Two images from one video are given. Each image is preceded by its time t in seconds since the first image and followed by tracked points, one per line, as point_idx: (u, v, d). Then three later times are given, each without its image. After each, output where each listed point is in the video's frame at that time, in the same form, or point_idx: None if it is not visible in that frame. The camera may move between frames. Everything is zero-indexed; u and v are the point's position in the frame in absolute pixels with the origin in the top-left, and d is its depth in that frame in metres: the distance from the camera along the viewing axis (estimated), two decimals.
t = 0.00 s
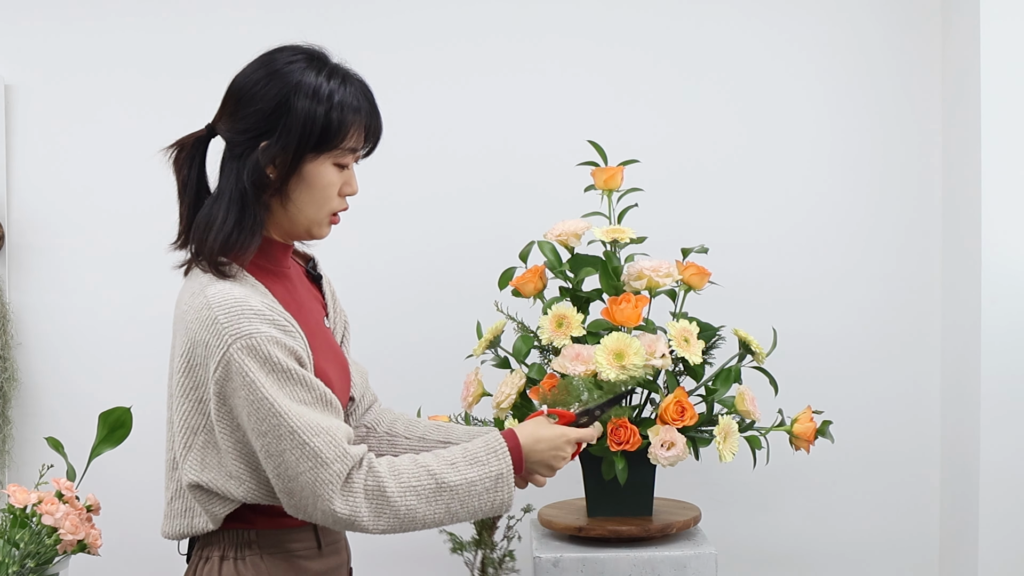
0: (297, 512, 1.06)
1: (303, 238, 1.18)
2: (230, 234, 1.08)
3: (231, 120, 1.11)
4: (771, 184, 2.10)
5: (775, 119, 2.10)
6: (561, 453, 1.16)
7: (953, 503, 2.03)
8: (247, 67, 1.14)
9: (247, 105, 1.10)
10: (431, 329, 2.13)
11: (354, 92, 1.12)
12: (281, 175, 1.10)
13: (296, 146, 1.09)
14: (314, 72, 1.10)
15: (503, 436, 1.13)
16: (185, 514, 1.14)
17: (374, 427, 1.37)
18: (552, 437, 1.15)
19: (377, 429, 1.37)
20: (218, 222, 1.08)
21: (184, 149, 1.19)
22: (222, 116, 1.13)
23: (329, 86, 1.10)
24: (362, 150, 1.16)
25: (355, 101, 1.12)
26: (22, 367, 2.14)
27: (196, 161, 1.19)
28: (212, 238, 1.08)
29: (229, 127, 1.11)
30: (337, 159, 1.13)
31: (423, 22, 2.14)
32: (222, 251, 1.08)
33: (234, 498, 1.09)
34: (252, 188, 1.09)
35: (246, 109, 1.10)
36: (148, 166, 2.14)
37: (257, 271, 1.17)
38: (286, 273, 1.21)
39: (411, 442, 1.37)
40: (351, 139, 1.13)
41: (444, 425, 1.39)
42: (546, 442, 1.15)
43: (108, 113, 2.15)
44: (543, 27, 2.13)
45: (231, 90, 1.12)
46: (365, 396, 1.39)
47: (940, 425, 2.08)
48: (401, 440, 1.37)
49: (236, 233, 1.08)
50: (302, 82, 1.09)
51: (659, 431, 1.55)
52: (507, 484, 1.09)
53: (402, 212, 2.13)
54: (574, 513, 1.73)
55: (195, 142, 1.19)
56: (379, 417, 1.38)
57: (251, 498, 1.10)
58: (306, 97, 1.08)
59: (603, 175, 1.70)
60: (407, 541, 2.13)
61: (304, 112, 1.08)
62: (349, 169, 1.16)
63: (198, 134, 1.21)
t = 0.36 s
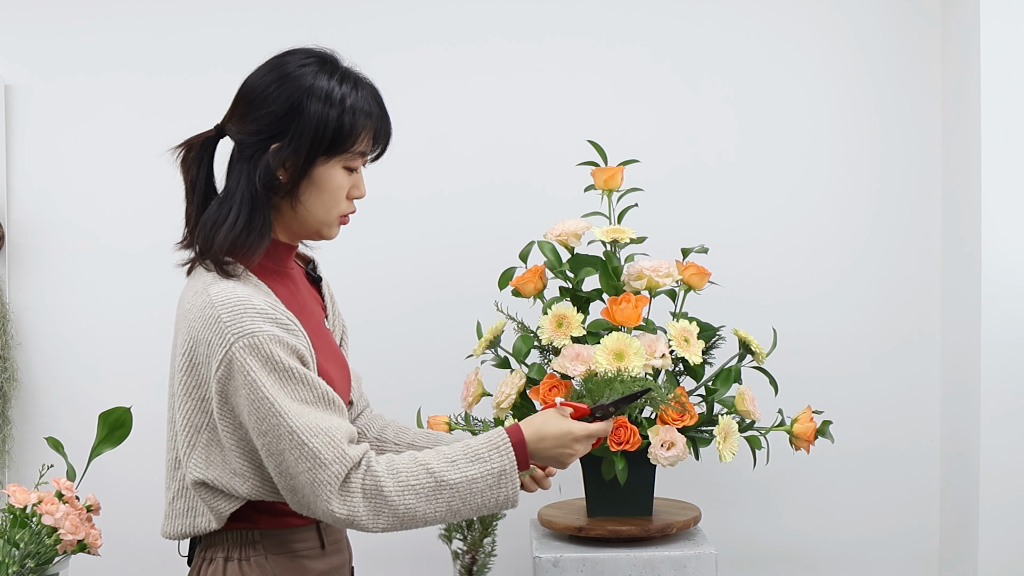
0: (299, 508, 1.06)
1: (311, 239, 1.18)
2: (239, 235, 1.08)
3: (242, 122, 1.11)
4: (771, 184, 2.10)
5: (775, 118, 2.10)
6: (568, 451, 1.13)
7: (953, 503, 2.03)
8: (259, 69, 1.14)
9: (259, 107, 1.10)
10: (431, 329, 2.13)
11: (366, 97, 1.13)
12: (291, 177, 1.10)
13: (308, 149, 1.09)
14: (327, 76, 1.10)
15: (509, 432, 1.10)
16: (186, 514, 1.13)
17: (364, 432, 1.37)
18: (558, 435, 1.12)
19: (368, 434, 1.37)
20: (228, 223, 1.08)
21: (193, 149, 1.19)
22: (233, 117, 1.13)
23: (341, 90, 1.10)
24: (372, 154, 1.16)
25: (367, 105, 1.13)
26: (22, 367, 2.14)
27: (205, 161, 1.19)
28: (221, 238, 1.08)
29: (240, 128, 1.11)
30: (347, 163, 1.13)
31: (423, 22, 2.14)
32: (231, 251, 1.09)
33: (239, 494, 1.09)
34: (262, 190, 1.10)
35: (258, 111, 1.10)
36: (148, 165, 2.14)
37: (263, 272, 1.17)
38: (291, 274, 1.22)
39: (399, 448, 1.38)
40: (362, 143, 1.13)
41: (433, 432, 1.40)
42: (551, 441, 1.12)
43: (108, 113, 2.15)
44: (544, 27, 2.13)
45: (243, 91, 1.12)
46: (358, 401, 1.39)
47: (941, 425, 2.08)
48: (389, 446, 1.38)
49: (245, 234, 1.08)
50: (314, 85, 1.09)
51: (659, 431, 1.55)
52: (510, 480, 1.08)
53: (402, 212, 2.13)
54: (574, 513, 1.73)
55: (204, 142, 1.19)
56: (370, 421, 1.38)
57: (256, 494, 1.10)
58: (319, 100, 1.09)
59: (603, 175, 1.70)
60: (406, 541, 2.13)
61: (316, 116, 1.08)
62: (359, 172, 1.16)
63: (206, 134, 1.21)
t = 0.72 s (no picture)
0: (295, 507, 1.07)
1: (315, 237, 1.19)
2: (242, 234, 1.09)
3: (243, 122, 1.11)
4: (770, 184, 2.10)
5: (775, 118, 2.10)
6: (555, 439, 1.11)
7: (953, 503, 2.03)
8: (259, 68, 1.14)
9: (260, 107, 1.09)
10: (431, 329, 2.13)
11: (366, 94, 1.12)
12: (293, 176, 1.11)
13: (309, 148, 1.09)
14: (327, 74, 1.10)
15: (495, 428, 1.09)
16: (187, 512, 1.12)
17: (366, 425, 1.37)
18: (542, 423, 1.10)
19: (369, 427, 1.37)
20: (230, 223, 1.09)
21: (195, 150, 1.19)
22: (234, 117, 1.13)
23: (342, 88, 1.10)
24: (373, 151, 1.16)
25: (367, 103, 1.12)
26: (22, 367, 2.14)
27: (207, 162, 1.19)
28: (224, 237, 1.09)
29: (240, 128, 1.11)
30: (349, 161, 1.13)
31: (423, 22, 2.14)
32: (233, 250, 1.09)
33: (238, 492, 1.10)
34: (265, 190, 1.10)
35: (259, 111, 1.10)
36: (148, 165, 2.14)
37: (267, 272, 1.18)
38: (293, 274, 1.22)
39: (404, 436, 1.38)
40: (363, 141, 1.13)
41: (433, 415, 1.40)
42: (538, 430, 1.10)
43: (108, 113, 2.15)
44: (544, 27, 2.13)
45: (243, 91, 1.12)
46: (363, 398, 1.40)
47: (941, 425, 2.08)
48: (394, 435, 1.38)
49: (248, 234, 1.09)
50: (314, 84, 1.08)
51: (658, 431, 1.55)
52: (499, 477, 1.07)
53: (402, 212, 2.13)
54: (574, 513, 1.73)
55: (206, 143, 1.19)
56: (372, 413, 1.39)
57: (255, 491, 1.10)
58: (320, 99, 1.08)
59: (603, 175, 1.70)
60: (406, 541, 2.13)
61: (317, 115, 1.08)
62: (360, 170, 1.16)
63: (209, 134, 1.21)
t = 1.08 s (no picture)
0: (278, 513, 1.09)
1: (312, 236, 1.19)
2: (242, 239, 1.09)
3: (233, 125, 1.11)
4: (770, 183, 2.10)
5: (775, 118, 2.10)
6: (533, 461, 1.18)
7: (953, 502, 2.03)
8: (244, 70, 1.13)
9: (249, 110, 1.09)
10: (431, 329, 2.13)
11: (354, 90, 1.13)
12: (286, 177, 1.11)
13: (301, 148, 1.09)
14: (314, 72, 1.10)
15: (478, 446, 1.15)
16: (188, 515, 1.12)
17: (361, 426, 1.37)
18: (523, 444, 1.16)
19: (364, 426, 1.37)
20: (228, 228, 1.09)
21: (186, 155, 1.19)
22: (222, 121, 1.13)
23: (330, 85, 1.10)
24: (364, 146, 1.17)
25: (356, 98, 1.13)
26: (22, 367, 2.14)
27: (198, 166, 1.18)
28: (223, 243, 1.08)
29: (230, 132, 1.11)
30: (341, 159, 1.14)
31: (423, 22, 2.14)
32: (233, 255, 1.09)
33: (229, 496, 1.10)
34: (259, 193, 1.10)
35: (247, 114, 1.09)
36: (147, 166, 2.14)
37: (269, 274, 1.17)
38: (293, 274, 1.21)
39: (396, 439, 1.38)
40: (354, 137, 1.13)
41: (423, 418, 1.42)
42: (519, 450, 1.17)
43: (107, 113, 2.15)
44: (543, 27, 2.13)
45: (231, 94, 1.12)
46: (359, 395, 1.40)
47: (941, 425, 2.08)
48: (387, 439, 1.38)
49: (248, 239, 1.09)
50: (303, 83, 1.09)
51: (658, 431, 1.55)
52: (478, 493, 1.12)
53: (402, 212, 2.13)
54: (574, 513, 1.73)
55: (197, 147, 1.19)
56: (366, 414, 1.38)
57: (246, 495, 1.10)
58: (308, 98, 1.09)
59: (603, 175, 1.70)
60: (406, 541, 2.13)
61: (307, 114, 1.08)
62: (353, 166, 1.16)
63: (197, 139, 1.21)
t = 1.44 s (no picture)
0: (280, 514, 1.09)
1: (307, 234, 1.19)
2: (236, 238, 1.09)
3: (229, 123, 1.11)
4: (770, 183, 2.10)
5: (775, 118, 2.10)
6: (523, 446, 1.16)
7: (953, 502, 2.03)
8: (241, 67, 1.13)
9: (246, 107, 1.09)
10: (431, 329, 2.13)
11: (351, 89, 1.13)
12: (282, 176, 1.11)
13: (297, 146, 1.09)
14: (312, 71, 1.10)
15: (469, 429, 1.14)
16: (186, 518, 1.12)
17: (356, 425, 1.37)
18: (511, 430, 1.15)
19: (360, 426, 1.37)
20: (223, 227, 1.09)
21: (180, 153, 1.19)
22: (218, 119, 1.13)
23: (327, 84, 1.10)
24: (361, 146, 1.17)
25: (353, 97, 1.13)
26: (22, 367, 2.14)
27: (192, 165, 1.19)
28: (218, 241, 1.09)
29: (225, 130, 1.11)
30: (337, 157, 1.14)
31: (423, 22, 2.14)
32: (228, 254, 1.09)
33: (228, 498, 1.09)
34: (255, 191, 1.10)
35: (244, 111, 1.09)
36: (147, 166, 2.14)
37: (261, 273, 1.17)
38: (287, 272, 1.21)
39: (393, 438, 1.38)
40: (350, 136, 1.14)
41: (422, 417, 1.40)
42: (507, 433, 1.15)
43: (107, 113, 2.15)
44: (543, 27, 2.13)
45: (227, 91, 1.12)
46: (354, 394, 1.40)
47: (941, 425, 2.08)
48: (383, 437, 1.37)
49: (242, 237, 1.09)
50: (300, 81, 1.09)
51: (658, 431, 1.55)
52: (476, 479, 1.12)
53: (402, 212, 2.13)
54: (574, 513, 1.73)
55: (191, 145, 1.19)
56: (362, 413, 1.38)
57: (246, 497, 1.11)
58: (306, 96, 1.09)
59: (603, 175, 1.70)
60: (406, 541, 2.13)
61: (304, 112, 1.09)
62: (349, 165, 1.16)
63: (192, 137, 1.21)
